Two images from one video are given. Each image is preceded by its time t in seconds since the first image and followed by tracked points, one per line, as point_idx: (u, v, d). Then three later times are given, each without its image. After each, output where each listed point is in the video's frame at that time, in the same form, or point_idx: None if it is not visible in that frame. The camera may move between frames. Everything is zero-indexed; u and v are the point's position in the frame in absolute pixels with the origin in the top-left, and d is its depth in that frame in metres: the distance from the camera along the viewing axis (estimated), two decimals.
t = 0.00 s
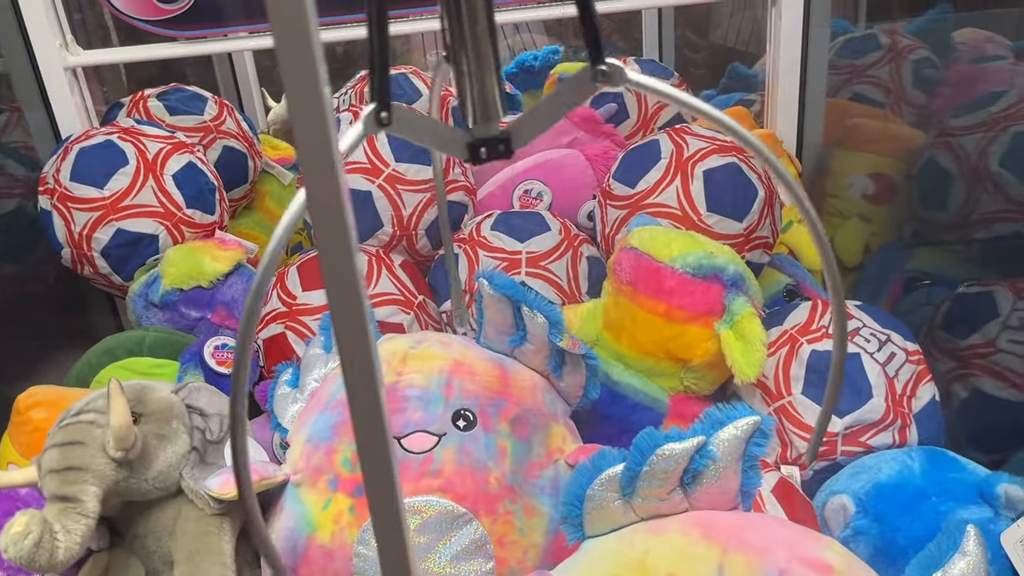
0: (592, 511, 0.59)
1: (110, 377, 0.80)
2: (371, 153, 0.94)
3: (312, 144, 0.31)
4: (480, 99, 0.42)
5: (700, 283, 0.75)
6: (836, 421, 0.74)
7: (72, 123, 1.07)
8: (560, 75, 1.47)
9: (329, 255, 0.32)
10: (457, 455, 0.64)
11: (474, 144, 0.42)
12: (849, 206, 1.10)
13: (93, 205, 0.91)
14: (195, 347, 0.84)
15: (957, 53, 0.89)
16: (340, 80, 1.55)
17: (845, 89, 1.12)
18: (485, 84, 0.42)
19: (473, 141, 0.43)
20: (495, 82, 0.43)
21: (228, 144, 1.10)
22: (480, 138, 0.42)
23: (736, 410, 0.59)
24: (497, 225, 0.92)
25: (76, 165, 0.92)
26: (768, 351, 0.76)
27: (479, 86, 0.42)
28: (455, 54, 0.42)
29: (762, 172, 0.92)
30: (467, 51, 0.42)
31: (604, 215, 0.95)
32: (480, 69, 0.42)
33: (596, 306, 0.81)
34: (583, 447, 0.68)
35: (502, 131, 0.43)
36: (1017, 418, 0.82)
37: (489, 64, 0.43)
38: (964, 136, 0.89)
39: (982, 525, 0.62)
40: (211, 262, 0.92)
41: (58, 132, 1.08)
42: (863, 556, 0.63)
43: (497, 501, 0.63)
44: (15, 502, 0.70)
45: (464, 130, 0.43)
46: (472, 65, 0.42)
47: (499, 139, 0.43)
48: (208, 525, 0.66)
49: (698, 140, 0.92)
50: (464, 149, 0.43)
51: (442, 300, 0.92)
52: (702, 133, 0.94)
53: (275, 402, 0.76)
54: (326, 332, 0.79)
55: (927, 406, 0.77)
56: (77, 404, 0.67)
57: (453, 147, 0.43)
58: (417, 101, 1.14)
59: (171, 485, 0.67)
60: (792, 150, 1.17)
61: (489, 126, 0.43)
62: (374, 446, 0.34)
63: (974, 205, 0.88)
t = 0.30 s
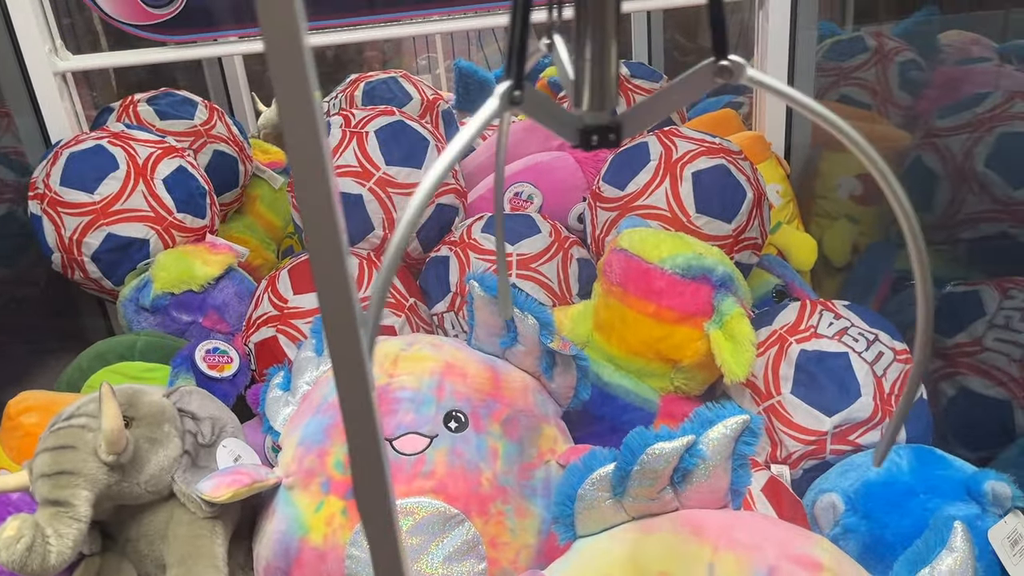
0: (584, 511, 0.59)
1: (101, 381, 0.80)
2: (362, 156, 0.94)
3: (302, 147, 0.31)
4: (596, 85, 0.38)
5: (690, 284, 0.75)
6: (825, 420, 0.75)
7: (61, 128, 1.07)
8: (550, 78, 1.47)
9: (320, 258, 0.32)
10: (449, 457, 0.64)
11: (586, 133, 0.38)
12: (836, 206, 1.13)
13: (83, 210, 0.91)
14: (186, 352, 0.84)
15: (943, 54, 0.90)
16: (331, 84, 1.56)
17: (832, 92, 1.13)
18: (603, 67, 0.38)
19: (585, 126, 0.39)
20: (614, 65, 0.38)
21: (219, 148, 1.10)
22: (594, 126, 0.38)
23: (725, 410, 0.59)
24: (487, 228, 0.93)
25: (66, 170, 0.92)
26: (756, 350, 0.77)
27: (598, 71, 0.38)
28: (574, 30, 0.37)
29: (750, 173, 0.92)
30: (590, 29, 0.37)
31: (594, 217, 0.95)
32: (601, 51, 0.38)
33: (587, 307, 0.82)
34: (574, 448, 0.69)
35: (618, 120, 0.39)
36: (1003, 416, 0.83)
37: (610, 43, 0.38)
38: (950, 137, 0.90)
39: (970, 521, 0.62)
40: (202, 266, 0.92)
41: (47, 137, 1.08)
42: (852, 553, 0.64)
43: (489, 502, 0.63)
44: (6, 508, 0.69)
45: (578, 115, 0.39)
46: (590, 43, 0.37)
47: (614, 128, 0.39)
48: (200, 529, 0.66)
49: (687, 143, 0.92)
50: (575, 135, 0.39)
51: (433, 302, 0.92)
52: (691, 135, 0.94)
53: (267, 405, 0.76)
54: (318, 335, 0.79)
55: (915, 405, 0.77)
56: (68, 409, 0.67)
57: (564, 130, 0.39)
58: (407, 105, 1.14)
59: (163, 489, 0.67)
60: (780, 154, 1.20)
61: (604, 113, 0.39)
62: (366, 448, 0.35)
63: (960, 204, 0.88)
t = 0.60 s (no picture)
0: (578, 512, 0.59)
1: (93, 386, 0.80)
2: (353, 158, 0.94)
3: (295, 150, 0.31)
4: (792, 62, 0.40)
5: (683, 284, 0.75)
6: (818, 420, 0.75)
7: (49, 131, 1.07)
8: (541, 80, 1.48)
9: (313, 261, 0.32)
10: (443, 459, 0.64)
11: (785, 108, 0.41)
12: (828, 206, 1.13)
13: (74, 213, 0.91)
14: (179, 355, 0.84)
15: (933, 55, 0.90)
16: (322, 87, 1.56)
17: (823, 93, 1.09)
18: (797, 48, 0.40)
19: (780, 104, 0.41)
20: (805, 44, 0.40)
21: (210, 152, 1.10)
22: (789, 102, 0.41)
23: (718, 410, 0.60)
24: (480, 230, 0.93)
25: (56, 173, 0.92)
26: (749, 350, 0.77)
27: (790, 50, 0.40)
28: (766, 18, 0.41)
29: (742, 174, 0.92)
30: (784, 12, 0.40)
31: (586, 219, 0.95)
32: (794, 34, 0.40)
33: (579, 308, 0.82)
34: (568, 449, 0.69)
35: (811, 95, 0.41)
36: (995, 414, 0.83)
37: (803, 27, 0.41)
38: (939, 136, 0.93)
39: (963, 519, 0.62)
40: (194, 269, 0.91)
41: (36, 139, 1.09)
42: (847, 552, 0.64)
43: (484, 503, 0.63)
44: None
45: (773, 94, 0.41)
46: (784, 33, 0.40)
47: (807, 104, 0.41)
48: (193, 533, 0.66)
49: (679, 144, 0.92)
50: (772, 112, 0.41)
51: (426, 304, 0.92)
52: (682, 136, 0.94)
53: (260, 408, 0.76)
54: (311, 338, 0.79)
55: (907, 403, 0.77)
56: (60, 413, 0.67)
57: (763, 109, 0.41)
58: (398, 107, 1.14)
59: (155, 493, 0.66)
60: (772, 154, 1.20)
61: (796, 90, 0.41)
62: (360, 450, 0.35)
63: (950, 203, 0.92)
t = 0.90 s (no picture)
0: (570, 513, 0.60)
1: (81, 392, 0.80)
2: (343, 161, 0.94)
3: (275, 151, 0.30)
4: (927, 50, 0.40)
5: (673, 285, 0.75)
6: (809, 420, 0.75)
7: (37, 134, 1.08)
8: (532, 82, 1.48)
9: (296, 261, 0.32)
10: (434, 462, 0.63)
11: (919, 94, 0.40)
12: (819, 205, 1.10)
13: (63, 218, 0.90)
14: (169, 359, 0.83)
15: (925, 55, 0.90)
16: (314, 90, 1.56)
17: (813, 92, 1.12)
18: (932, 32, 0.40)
19: (913, 87, 0.41)
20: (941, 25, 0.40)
21: (200, 155, 1.10)
22: (924, 87, 0.40)
23: (710, 410, 0.60)
24: (471, 232, 0.93)
25: (45, 177, 0.91)
26: (740, 351, 0.77)
27: (928, 32, 0.40)
28: None
29: (732, 175, 0.93)
30: None
31: (577, 221, 0.95)
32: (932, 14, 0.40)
33: (569, 310, 0.82)
34: (559, 451, 0.69)
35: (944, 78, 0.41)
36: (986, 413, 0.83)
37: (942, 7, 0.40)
38: (927, 137, 0.92)
39: (953, 518, 0.62)
40: (184, 273, 0.91)
41: (26, 145, 1.10)
42: (837, 551, 0.64)
43: (475, 506, 0.63)
44: None
45: (908, 77, 0.41)
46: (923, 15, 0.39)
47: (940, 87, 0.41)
48: (183, 538, 0.66)
49: (669, 145, 0.93)
50: (905, 95, 0.41)
51: (417, 306, 0.92)
52: (672, 137, 0.95)
53: (250, 412, 0.75)
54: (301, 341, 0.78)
55: (897, 403, 0.77)
56: (48, 419, 0.66)
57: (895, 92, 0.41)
58: (389, 109, 1.14)
59: (145, 499, 0.66)
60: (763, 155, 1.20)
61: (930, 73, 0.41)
62: (345, 453, 0.34)
63: (939, 204, 0.93)
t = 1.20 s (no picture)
0: (550, 517, 0.59)
1: (64, 397, 0.79)
2: (328, 164, 0.94)
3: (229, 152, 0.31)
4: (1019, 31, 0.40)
5: (656, 286, 0.75)
6: (792, 421, 0.75)
7: (23, 141, 1.08)
8: (520, 82, 1.48)
9: (252, 259, 0.33)
10: (415, 465, 0.63)
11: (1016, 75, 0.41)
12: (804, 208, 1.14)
13: (46, 222, 0.90)
14: (152, 364, 0.83)
15: (909, 55, 0.90)
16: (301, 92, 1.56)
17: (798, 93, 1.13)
18: None
19: (1008, 68, 0.41)
20: None
21: (185, 158, 1.10)
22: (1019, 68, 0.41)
23: (690, 411, 0.60)
24: (456, 233, 0.93)
25: (27, 181, 0.91)
26: (724, 351, 0.77)
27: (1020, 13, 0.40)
28: None
29: (716, 175, 0.93)
30: None
31: (562, 222, 0.95)
32: None
33: (555, 312, 0.82)
34: (542, 453, 0.68)
35: None
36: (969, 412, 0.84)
37: None
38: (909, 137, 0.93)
39: (934, 518, 0.63)
40: (167, 277, 0.91)
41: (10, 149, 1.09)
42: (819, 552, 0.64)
43: (457, 509, 0.62)
44: None
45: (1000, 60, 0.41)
46: None
47: None
48: (165, 544, 0.65)
49: (653, 146, 0.93)
50: (1000, 77, 0.41)
51: (402, 308, 0.92)
52: (657, 138, 0.95)
53: (233, 416, 0.75)
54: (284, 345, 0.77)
55: (881, 404, 0.77)
56: (28, 424, 0.66)
57: (989, 73, 0.42)
58: (375, 111, 1.14)
59: (126, 504, 0.66)
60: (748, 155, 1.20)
61: None
62: (303, 442, 0.36)
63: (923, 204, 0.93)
